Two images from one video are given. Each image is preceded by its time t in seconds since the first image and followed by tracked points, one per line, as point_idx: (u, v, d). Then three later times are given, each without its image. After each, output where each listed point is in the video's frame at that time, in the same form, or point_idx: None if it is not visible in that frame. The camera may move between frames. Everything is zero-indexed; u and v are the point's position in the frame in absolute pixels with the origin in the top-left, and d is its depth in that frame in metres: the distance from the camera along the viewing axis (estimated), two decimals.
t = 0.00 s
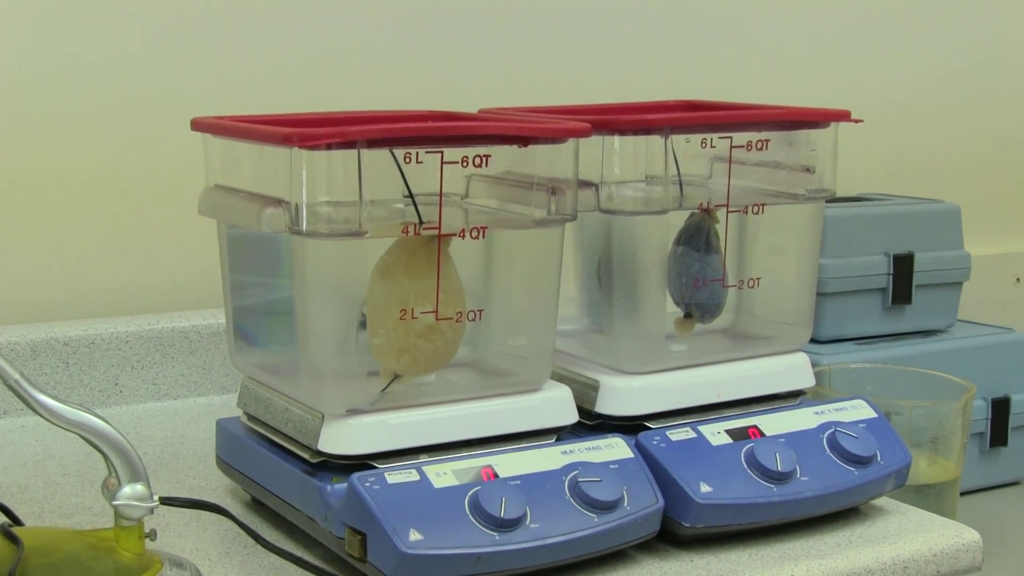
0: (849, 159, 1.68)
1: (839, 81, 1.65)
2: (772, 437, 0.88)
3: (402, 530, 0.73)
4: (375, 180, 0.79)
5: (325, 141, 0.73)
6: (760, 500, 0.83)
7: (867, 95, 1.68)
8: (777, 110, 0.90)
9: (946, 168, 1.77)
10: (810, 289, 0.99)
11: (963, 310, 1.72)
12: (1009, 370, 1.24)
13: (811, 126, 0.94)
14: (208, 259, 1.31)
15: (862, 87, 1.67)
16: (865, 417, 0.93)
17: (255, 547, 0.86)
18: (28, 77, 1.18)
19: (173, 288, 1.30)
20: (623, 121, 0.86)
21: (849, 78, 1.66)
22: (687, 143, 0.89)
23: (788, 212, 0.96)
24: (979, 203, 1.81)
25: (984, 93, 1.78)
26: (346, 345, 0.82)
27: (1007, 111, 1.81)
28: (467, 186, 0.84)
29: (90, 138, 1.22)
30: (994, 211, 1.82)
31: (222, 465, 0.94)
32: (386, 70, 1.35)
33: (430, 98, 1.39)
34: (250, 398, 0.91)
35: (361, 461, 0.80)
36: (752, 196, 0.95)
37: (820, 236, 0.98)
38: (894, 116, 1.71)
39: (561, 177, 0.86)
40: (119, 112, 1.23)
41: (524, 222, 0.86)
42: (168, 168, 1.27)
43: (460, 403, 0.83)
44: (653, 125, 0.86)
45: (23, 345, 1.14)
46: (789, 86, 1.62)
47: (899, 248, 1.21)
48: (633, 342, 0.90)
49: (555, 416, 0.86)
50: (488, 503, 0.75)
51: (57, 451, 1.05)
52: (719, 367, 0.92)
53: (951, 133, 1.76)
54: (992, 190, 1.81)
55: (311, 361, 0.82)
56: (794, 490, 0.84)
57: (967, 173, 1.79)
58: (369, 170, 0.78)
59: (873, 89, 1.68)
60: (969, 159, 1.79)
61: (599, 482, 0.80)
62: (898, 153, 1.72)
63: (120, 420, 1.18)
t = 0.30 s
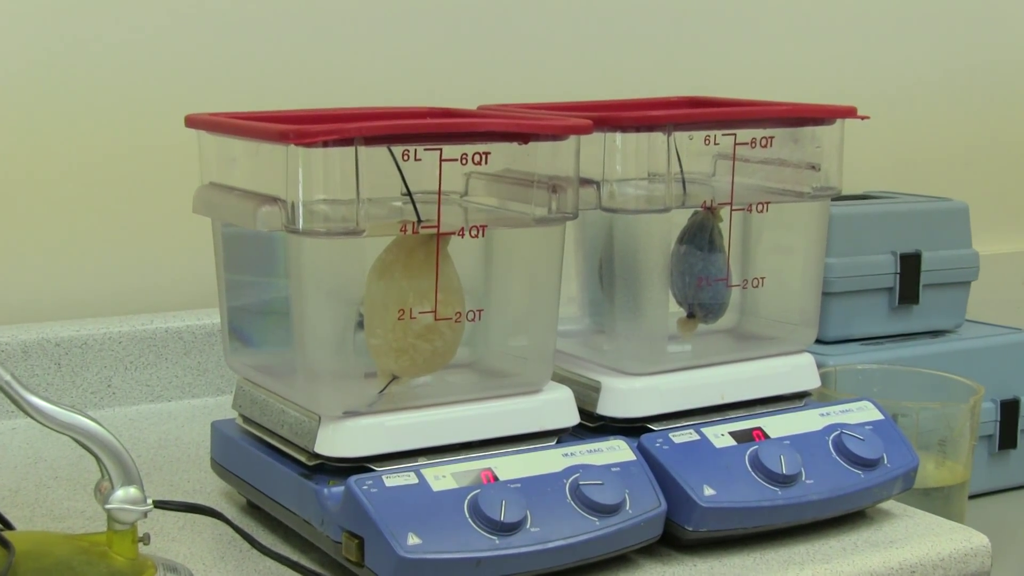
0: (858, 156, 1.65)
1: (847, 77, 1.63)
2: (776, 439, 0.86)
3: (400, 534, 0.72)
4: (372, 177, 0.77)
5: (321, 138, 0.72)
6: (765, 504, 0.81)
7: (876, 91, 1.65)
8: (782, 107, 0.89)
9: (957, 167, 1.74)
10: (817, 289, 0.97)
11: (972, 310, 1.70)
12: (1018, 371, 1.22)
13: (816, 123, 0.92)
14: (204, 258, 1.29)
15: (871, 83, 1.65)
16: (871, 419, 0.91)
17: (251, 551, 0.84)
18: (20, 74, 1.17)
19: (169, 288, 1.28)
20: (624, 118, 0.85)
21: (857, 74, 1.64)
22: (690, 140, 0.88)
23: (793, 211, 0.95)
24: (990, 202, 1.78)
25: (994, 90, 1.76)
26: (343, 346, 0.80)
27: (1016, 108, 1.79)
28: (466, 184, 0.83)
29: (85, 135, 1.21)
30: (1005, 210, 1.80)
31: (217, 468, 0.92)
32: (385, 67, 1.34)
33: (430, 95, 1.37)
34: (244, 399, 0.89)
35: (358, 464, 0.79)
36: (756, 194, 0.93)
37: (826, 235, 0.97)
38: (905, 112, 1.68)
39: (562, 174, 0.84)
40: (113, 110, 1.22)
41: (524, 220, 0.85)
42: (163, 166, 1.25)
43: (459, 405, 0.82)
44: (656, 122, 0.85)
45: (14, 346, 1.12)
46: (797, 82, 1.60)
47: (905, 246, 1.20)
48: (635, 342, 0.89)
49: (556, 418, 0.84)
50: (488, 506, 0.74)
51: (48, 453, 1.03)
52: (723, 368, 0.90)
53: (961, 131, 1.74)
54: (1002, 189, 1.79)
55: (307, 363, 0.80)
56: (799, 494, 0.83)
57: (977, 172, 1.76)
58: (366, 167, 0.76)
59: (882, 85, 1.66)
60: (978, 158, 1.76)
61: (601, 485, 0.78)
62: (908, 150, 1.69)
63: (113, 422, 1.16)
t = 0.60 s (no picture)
0: (864, 154, 1.63)
1: (852, 75, 1.61)
2: (781, 442, 0.85)
3: (398, 539, 0.70)
4: (370, 175, 0.76)
5: (318, 135, 0.71)
6: (770, 508, 0.80)
7: (881, 88, 1.64)
8: (786, 104, 0.87)
9: (965, 166, 1.72)
10: (822, 290, 0.95)
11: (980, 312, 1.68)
12: None
13: (821, 120, 0.91)
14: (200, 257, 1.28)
15: (876, 81, 1.63)
16: (878, 421, 0.90)
17: (246, 556, 0.83)
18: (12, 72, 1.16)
19: (164, 288, 1.27)
20: (626, 115, 0.83)
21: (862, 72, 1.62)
22: (693, 137, 0.86)
23: (799, 210, 0.93)
24: (998, 201, 1.76)
25: (1001, 89, 1.74)
26: (340, 347, 0.78)
27: None
28: (466, 182, 0.81)
29: (79, 134, 1.20)
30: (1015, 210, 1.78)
31: (211, 471, 0.90)
32: (383, 66, 1.32)
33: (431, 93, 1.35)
34: (239, 401, 0.88)
35: (356, 468, 0.77)
36: (761, 192, 0.91)
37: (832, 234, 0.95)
38: (910, 110, 1.67)
39: (562, 173, 0.83)
40: (107, 108, 1.20)
41: (524, 219, 0.83)
42: (160, 165, 1.24)
43: (458, 407, 0.80)
44: (659, 118, 0.82)
45: (5, 347, 1.11)
46: (801, 80, 1.58)
47: (912, 246, 1.18)
48: (638, 344, 0.87)
49: (557, 421, 0.83)
50: (487, 510, 0.72)
51: (40, 457, 1.02)
52: (726, 370, 0.89)
53: (967, 130, 1.72)
54: (1011, 188, 1.77)
55: (304, 364, 0.79)
56: (805, 497, 0.81)
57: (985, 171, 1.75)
58: (364, 165, 0.75)
59: (888, 82, 1.64)
60: (986, 157, 1.74)
61: (602, 489, 0.77)
62: (914, 149, 1.67)
63: (105, 424, 1.15)
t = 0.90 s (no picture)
0: (870, 151, 1.61)
1: (856, 72, 1.59)
2: (786, 445, 0.83)
3: (396, 543, 0.69)
4: (367, 174, 0.74)
5: (314, 133, 0.69)
6: (774, 512, 0.78)
7: (888, 84, 1.62)
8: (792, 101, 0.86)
9: (974, 165, 1.70)
10: (829, 290, 0.94)
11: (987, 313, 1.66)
12: None
13: (827, 117, 0.89)
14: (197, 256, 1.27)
15: (882, 77, 1.61)
16: (885, 424, 0.88)
17: (241, 561, 0.81)
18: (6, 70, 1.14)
19: (160, 286, 1.26)
20: (628, 112, 0.81)
21: (867, 69, 1.60)
22: (697, 135, 0.85)
23: (803, 208, 0.92)
24: (1008, 200, 1.74)
25: (1011, 86, 1.72)
26: (337, 349, 0.77)
27: None
28: (465, 180, 0.80)
29: (73, 132, 1.18)
30: None
31: (206, 475, 0.89)
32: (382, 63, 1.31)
33: (431, 90, 1.34)
34: (235, 403, 0.86)
35: (353, 471, 0.76)
36: (765, 190, 0.90)
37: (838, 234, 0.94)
38: (918, 107, 1.65)
39: (563, 171, 0.81)
40: (102, 106, 1.19)
41: (524, 217, 0.81)
42: (155, 163, 1.22)
43: (458, 409, 0.79)
44: (662, 116, 0.81)
45: None
46: (804, 76, 1.56)
47: (919, 245, 1.17)
48: (641, 345, 0.86)
49: (558, 423, 0.81)
50: (487, 514, 0.71)
51: (32, 460, 1.01)
52: (730, 371, 0.87)
53: (976, 129, 1.70)
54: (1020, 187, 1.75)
55: (301, 365, 0.77)
56: (810, 501, 0.80)
57: (995, 170, 1.72)
58: (361, 163, 0.73)
59: (894, 79, 1.62)
60: (996, 154, 1.72)
61: (604, 492, 0.75)
62: (921, 147, 1.65)
63: (98, 426, 1.13)
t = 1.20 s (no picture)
0: (875, 151, 1.59)
1: (860, 70, 1.58)
2: (790, 448, 0.82)
3: (393, 548, 0.67)
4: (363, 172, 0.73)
5: (310, 130, 0.67)
6: (779, 516, 0.77)
7: (892, 82, 1.60)
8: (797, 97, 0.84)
9: (981, 165, 1.69)
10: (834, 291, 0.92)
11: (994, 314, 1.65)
12: None
13: (832, 114, 0.88)
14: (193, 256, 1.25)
15: (887, 76, 1.60)
16: (891, 427, 0.87)
17: (235, 566, 0.79)
18: None
19: (155, 287, 1.24)
20: (630, 109, 0.80)
21: (870, 69, 1.59)
22: (699, 132, 0.84)
23: (809, 207, 0.90)
24: (1016, 199, 1.72)
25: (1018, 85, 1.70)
26: (333, 351, 0.75)
27: None
28: (464, 179, 0.78)
29: (66, 131, 1.17)
30: None
31: (199, 479, 0.88)
32: (380, 62, 1.29)
33: (429, 88, 1.32)
34: (229, 406, 0.85)
35: (349, 475, 0.74)
36: (770, 189, 0.89)
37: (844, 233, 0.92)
38: (924, 106, 1.63)
39: (564, 169, 0.80)
40: (96, 105, 1.18)
41: (523, 216, 0.80)
42: (149, 162, 1.21)
43: (456, 412, 0.77)
44: (664, 112, 0.80)
45: None
46: (807, 76, 1.55)
47: (926, 245, 1.15)
48: (643, 346, 0.84)
49: (558, 425, 0.80)
50: (486, 519, 0.69)
51: (22, 464, 0.99)
52: (732, 372, 0.86)
53: (983, 128, 1.68)
54: None
55: (296, 368, 0.75)
56: (815, 505, 0.78)
57: (1002, 170, 1.71)
58: (357, 161, 0.71)
59: (898, 79, 1.61)
60: (1003, 154, 1.70)
61: (606, 497, 0.74)
62: (927, 148, 1.64)
63: (89, 429, 1.12)
